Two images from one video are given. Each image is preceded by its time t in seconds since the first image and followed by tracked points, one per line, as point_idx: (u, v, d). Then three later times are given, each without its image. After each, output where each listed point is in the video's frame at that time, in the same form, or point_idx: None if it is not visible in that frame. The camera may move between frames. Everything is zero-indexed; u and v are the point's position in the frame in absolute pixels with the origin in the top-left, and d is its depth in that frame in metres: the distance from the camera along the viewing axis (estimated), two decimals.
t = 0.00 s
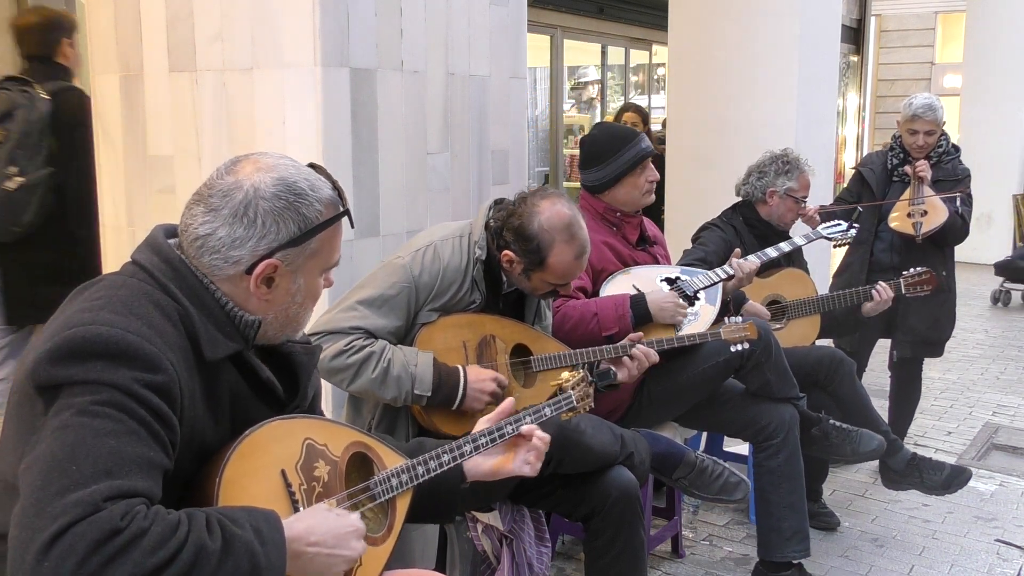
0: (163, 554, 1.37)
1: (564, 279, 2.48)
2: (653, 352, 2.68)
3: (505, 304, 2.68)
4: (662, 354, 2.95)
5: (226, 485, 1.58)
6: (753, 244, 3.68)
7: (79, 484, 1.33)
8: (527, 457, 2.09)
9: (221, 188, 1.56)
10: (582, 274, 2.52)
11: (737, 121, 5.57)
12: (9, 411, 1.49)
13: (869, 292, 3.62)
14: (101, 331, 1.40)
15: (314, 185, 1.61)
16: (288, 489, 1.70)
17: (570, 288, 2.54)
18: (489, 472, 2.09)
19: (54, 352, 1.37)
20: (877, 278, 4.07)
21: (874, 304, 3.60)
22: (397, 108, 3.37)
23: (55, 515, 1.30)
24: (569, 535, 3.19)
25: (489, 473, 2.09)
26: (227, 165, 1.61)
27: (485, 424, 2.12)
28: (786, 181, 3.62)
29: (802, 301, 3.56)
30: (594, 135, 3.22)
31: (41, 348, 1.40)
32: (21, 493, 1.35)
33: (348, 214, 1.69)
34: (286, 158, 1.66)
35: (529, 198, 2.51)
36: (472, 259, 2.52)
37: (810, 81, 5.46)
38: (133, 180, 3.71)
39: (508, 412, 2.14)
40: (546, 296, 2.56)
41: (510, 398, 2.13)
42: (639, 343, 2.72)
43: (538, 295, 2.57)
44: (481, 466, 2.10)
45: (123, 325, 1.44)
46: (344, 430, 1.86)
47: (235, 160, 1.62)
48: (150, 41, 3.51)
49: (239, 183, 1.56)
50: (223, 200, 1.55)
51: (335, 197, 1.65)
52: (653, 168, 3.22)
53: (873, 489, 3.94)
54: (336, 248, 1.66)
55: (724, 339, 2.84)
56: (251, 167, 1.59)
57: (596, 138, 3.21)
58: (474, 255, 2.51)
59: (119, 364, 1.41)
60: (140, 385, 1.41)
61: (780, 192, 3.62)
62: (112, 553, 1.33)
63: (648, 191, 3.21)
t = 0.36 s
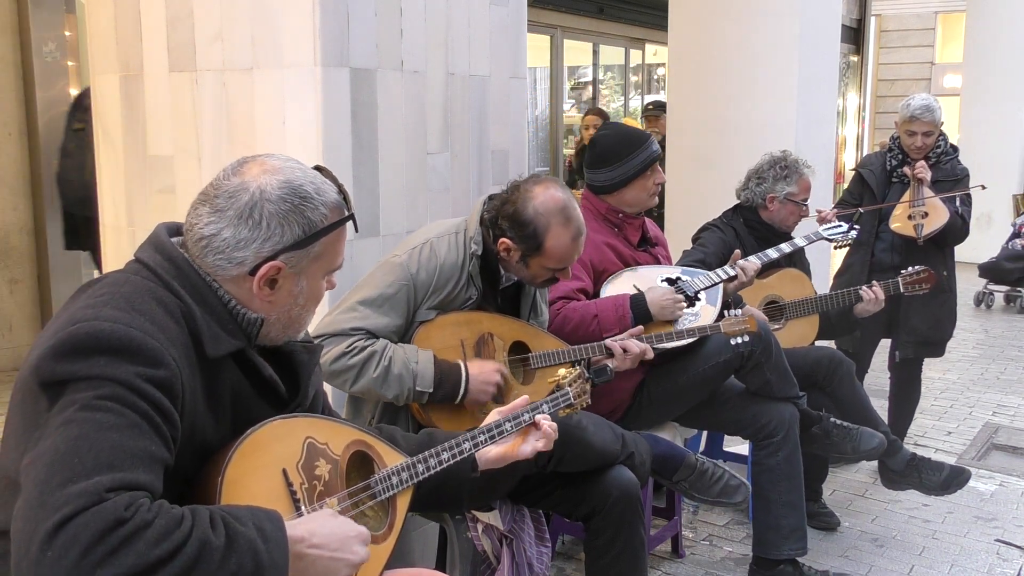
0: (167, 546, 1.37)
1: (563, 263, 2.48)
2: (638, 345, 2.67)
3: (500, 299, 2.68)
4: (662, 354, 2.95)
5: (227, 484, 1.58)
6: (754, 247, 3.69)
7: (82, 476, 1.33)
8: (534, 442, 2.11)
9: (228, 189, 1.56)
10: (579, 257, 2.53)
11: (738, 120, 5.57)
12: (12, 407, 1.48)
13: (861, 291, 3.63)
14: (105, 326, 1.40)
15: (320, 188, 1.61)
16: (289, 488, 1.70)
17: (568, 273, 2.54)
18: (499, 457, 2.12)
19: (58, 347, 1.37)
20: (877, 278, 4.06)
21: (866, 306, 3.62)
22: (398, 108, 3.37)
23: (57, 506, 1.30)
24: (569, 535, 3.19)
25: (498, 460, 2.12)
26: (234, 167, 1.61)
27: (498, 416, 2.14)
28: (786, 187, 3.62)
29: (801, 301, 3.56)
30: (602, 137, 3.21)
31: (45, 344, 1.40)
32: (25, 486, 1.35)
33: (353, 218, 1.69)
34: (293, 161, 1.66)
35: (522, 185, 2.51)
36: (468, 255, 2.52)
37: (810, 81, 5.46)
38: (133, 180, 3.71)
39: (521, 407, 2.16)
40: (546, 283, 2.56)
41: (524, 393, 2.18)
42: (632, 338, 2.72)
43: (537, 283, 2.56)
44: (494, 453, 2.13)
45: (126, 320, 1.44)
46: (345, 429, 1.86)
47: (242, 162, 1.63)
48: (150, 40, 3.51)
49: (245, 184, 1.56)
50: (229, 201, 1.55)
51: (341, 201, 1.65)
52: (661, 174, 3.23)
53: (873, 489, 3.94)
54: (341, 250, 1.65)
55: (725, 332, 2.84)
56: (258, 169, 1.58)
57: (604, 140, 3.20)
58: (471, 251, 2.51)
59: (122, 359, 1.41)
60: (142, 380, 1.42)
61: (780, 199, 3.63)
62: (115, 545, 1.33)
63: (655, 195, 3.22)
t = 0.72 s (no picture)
0: (169, 543, 1.37)
1: (555, 248, 2.48)
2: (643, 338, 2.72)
3: (496, 295, 2.69)
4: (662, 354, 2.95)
5: (229, 479, 1.58)
6: (754, 248, 3.67)
7: (84, 473, 1.33)
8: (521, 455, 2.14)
9: (231, 192, 1.57)
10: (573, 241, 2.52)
11: (738, 120, 5.57)
12: (15, 404, 1.48)
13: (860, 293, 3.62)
14: (107, 324, 1.40)
15: (324, 198, 1.60)
16: (290, 485, 1.70)
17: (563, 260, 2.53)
18: (485, 468, 2.16)
19: (61, 344, 1.37)
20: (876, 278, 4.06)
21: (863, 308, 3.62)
22: (398, 108, 3.37)
23: (59, 503, 1.31)
24: (569, 536, 3.19)
25: (485, 470, 2.16)
26: (241, 169, 1.61)
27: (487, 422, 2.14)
28: (786, 189, 3.62)
29: (802, 302, 3.56)
30: (613, 138, 3.20)
31: (48, 342, 1.40)
32: (27, 483, 1.35)
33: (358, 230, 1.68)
34: (303, 167, 1.65)
35: (510, 172, 2.53)
36: (462, 250, 2.52)
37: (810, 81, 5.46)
38: (132, 180, 3.72)
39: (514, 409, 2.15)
40: (540, 271, 2.55)
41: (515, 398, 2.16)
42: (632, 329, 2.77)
43: (533, 274, 2.56)
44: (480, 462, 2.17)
45: (129, 318, 1.44)
46: (345, 427, 1.86)
47: (250, 165, 1.63)
48: (150, 41, 3.52)
49: (249, 188, 1.56)
50: (231, 204, 1.56)
51: (346, 211, 1.63)
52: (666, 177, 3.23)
53: (873, 489, 3.94)
54: (344, 260, 1.64)
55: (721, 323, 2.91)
56: (264, 174, 1.58)
57: (613, 141, 3.19)
58: (464, 245, 2.52)
59: (125, 356, 1.41)
60: (144, 377, 1.41)
61: (781, 201, 3.63)
62: (117, 542, 1.33)
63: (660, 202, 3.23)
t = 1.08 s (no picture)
0: (166, 545, 1.37)
1: (555, 247, 2.49)
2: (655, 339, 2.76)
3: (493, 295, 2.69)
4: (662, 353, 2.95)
5: (228, 480, 1.58)
6: (754, 247, 3.69)
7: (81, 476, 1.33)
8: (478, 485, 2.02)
9: (230, 190, 1.58)
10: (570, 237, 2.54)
11: (738, 120, 5.57)
12: (14, 407, 1.49)
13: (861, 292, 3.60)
14: (106, 327, 1.40)
15: (322, 200, 1.59)
16: (290, 487, 1.70)
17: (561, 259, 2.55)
18: (443, 498, 2.05)
19: (59, 347, 1.37)
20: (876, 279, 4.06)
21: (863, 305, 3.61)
22: (398, 108, 3.37)
23: (56, 506, 1.31)
24: (569, 536, 3.19)
25: (442, 500, 2.04)
26: (243, 168, 1.62)
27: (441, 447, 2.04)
28: (777, 180, 3.61)
29: (802, 302, 3.54)
30: (622, 139, 3.19)
31: (47, 345, 1.40)
32: (24, 485, 1.35)
33: (358, 235, 1.67)
34: (305, 169, 1.65)
35: (506, 173, 2.54)
36: (459, 251, 2.52)
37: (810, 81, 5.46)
38: (132, 180, 3.72)
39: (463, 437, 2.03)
40: (539, 270, 2.56)
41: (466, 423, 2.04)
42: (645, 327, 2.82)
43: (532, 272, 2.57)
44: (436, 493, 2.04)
45: (128, 321, 1.44)
46: (345, 430, 1.86)
47: (252, 164, 1.63)
48: (150, 41, 3.52)
49: (246, 187, 1.57)
50: (228, 201, 1.56)
51: (344, 214, 1.63)
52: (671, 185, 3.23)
53: (873, 489, 3.94)
54: (342, 264, 1.63)
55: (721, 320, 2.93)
56: (264, 174, 1.59)
57: (623, 143, 3.18)
58: (461, 247, 2.51)
59: (123, 360, 1.41)
60: (143, 380, 1.42)
61: (774, 193, 3.62)
62: (113, 544, 1.33)
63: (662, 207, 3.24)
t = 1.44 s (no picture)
0: (161, 557, 1.37)
1: (535, 201, 2.53)
2: (644, 326, 2.80)
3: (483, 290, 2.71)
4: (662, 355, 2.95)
5: (226, 482, 1.58)
6: (736, 243, 3.69)
7: (74, 488, 1.33)
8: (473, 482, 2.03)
9: (221, 190, 1.58)
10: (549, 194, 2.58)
11: (738, 120, 5.57)
12: (11, 412, 1.49)
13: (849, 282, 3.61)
14: (102, 333, 1.40)
15: (314, 198, 1.58)
16: (289, 489, 1.70)
17: (547, 217, 2.57)
18: (433, 501, 2.01)
19: (53, 354, 1.37)
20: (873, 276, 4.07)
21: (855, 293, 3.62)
22: (397, 107, 3.37)
23: (50, 518, 1.31)
24: (569, 535, 3.19)
25: (433, 503, 2.01)
26: (235, 168, 1.62)
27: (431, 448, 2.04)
28: (752, 171, 3.64)
29: (794, 296, 3.53)
30: (626, 138, 3.19)
31: (42, 348, 1.40)
32: (19, 495, 1.35)
33: (352, 234, 1.67)
34: (298, 166, 1.64)
35: (471, 153, 2.60)
36: (446, 245, 2.54)
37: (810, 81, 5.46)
38: (132, 180, 3.72)
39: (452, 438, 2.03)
40: (529, 239, 2.58)
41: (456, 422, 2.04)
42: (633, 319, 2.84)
43: (524, 242, 2.58)
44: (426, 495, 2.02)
45: (122, 326, 1.44)
46: (342, 430, 1.85)
47: (244, 163, 1.63)
48: (150, 41, 3.52)
49: (237, 186, 1.57)
50: (220, 201, 1.57)
51: (337, 212, 1.62)
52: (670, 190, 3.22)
53: (873, 489, 3.94)
54: (337, 263, 1.62)
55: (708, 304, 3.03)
56: (255, 172, 1.58)
57: (626, 142, 3.18)
58: (447, 240, 2.54)
59: (118, 365, 1.41)
60: (137, 387, 1.41)
61: (751, 184, 3.64)
62: (108, 556, 1.33)
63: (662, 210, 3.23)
